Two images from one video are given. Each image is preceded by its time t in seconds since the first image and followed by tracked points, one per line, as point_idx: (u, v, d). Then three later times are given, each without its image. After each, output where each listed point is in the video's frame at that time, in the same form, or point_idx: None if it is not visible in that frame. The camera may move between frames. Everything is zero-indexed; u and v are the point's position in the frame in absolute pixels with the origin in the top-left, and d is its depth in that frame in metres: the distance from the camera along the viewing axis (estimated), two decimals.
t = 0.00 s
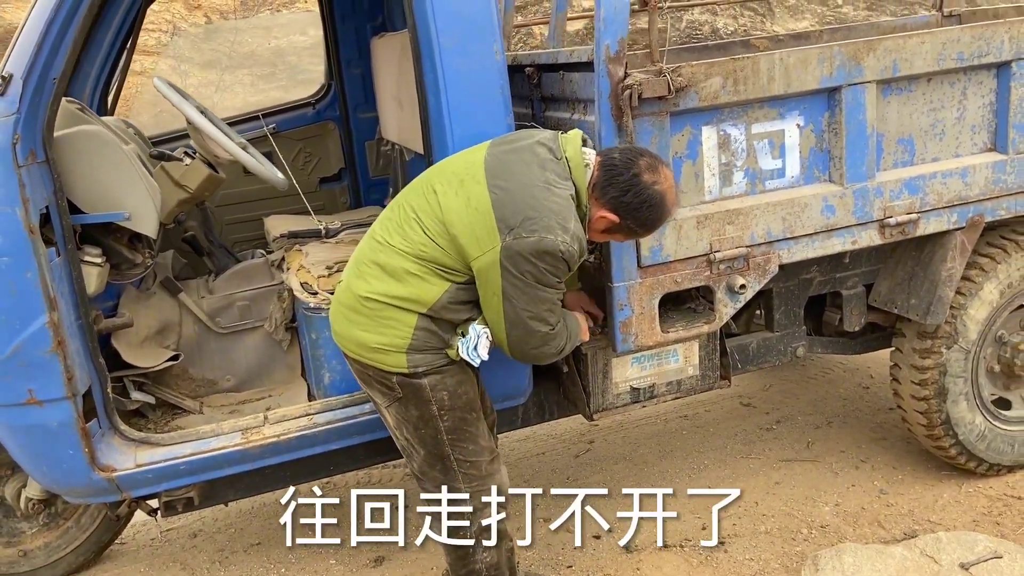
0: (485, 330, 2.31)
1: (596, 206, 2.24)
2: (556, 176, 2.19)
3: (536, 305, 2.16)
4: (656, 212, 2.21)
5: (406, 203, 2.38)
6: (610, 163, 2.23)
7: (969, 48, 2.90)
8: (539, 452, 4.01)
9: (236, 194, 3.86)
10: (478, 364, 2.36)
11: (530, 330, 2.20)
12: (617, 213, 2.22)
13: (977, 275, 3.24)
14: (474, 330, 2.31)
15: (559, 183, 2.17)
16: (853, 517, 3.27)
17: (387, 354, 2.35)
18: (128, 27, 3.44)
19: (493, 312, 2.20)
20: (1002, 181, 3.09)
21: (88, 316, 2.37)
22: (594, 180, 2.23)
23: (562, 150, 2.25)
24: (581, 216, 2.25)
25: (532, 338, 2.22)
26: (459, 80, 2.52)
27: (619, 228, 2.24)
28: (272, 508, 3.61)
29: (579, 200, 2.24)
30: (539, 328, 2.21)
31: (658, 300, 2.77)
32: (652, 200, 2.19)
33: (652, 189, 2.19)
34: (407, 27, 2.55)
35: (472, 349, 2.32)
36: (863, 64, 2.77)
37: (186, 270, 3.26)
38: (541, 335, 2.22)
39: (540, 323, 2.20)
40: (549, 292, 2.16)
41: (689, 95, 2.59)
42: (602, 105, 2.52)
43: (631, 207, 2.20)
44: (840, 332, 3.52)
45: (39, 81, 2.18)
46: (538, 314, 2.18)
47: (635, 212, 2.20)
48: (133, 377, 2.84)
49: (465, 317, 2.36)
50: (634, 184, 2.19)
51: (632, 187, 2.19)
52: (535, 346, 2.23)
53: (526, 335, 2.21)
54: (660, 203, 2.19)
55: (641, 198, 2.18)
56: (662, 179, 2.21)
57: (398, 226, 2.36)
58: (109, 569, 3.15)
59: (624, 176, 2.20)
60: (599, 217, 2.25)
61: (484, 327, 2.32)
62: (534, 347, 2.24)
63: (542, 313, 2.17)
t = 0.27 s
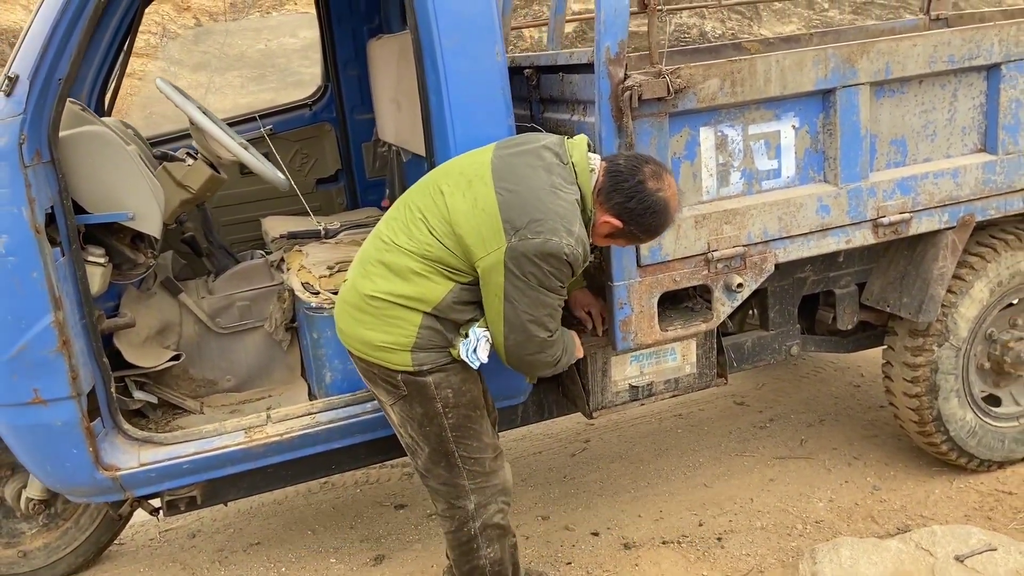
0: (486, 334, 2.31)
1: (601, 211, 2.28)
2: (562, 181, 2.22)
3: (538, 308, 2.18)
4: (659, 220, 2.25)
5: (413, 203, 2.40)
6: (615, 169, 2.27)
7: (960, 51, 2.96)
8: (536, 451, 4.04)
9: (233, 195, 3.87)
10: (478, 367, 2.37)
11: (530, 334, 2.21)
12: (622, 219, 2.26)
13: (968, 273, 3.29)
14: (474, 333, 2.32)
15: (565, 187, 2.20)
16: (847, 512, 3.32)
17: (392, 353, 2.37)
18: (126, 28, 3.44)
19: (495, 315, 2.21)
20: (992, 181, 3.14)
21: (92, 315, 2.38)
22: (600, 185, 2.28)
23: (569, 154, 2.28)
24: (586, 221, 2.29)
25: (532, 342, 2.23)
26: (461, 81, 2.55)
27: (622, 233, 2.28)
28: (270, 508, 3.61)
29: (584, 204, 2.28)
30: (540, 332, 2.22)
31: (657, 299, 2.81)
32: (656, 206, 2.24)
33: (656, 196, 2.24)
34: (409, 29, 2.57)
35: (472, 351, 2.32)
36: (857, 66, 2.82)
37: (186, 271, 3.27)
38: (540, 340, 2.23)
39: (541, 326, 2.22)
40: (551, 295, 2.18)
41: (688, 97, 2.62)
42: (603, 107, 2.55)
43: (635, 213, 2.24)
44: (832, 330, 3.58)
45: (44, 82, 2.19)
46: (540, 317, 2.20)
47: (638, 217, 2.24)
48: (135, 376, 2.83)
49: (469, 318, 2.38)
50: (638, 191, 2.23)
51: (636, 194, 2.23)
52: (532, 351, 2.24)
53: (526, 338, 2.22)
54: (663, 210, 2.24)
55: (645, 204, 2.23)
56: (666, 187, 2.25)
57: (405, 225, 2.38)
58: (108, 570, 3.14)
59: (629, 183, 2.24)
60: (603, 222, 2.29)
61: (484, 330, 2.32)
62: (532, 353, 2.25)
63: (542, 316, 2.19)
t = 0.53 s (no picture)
0: (480, 337, 2.34)
1: (595, 219, 2.31)
2: (559, 188, 2.26)
3: (532, 313, 2.21)
4: (652, 229, 2.30)
5: (411, 207, 2.43)
6: (610, 178, 2.30)
7: (943, 57, 3.03)
8: (529, 453, 4.08)
9: (227, 200, 3.89)
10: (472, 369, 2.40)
11: (524, 338, 2.25)
12: (615, 227, 2.29)
13: (953, 274, 3.36)
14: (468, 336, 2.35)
15: (561, 194, 2.24)
16: (836, 510, 3.38)
17: (389, 354, 2.40)
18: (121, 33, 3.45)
19: (489, 319, 2.25)
20: (976, 184, 3.21)
21: (92, 319, 2.40)
22: (595, 194, 2.31)
23: (566, 162, 2.32)
24: (581, 228, 2.33)
25: (525, 346, 2.27)
26: (457, 86, 2.59)
27: (616, 241, 2.32)
28: (266, 511, 3.63)
29: (579, 212, 2.31)
30: (533, 336, 2.26)
31: (650, 300, 2.86)
32: (649, 216, 2.27)
33: (649, 206, 2.27)
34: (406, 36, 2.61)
35: (466, 354, 2.36)
36: (844, 72, 2.88)
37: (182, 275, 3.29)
38: (533, 344, 2.27)
39: (534, 330, 2.25)
40: (545, 300, 2.22)
41: (679, 101, 2.68)
42: (597, 111, 2.60)
43: (629, 222, 2.28)
44: (821, 331, 3.64)
45: (46, 87, 2.23)
46: (533, 321, 2.23)
47: (632, 226, 2.28)
48: (132, 379, 2.84)
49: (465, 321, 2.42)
50: (631, 202, 2.27)
51: (630, 203, 2.27)
52: (523, 355, 2.28)
53: (519, 342, 2.26)
54: (656, 220, 2.28)
55: (638, 215, 2.27)
56: (659, 198, 2.29)
57: (403, 228, 2.41)
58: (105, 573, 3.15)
59: (623, 193, 2.27)
60: (597, 230, 2.33)
61: (479, 333, 2.35)
62: (523, 357, 2.28)
63: (535, 321, 2.22)
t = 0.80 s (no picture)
0: (470, 338, 2.38)
1: (585, 223, 2.35)
2: (549, 191, 2.30)
3: (522, 314, 2.24)
4: (640, 233, 2.33)
5: (404, 208, 2.47)
6: (600, 182, 2.34)
7: (926, 61, 3.09)
8: (521, 453, 4.11)
9: (220, 203, 3.91)
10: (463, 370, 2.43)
11: (514, 338, 2.28)
12: (604, 231, 2.33)
13: (936, 274, 3.42)
14: (459, 337, 2.38)
15: (551, 198, 2.28)
16: (824, 506, 3.43)
17: (381, 355, 2.43)
18: (114, 37, 3.47)
19: (480, 320, 2.28)
20: (958, 185, 3.28)
21: (89, 320, 2.42)
22: (584, 198, 2.36)
23: (556, 166, 2.36)
24: (571, 231, 2.37)
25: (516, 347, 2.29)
26: (450, 90, 2.62)
27: (605, 244, 2.35)
28: (259, 513, 3.64)
29: (568, 216, 2.35)
30: (523, 336, 2.29)
31: (641, 300, 2.90)
32: (637, 220, 2.31)
33: (637, 210, 2.31)
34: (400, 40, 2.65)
35: (457, 354, 2.38)
36: (829, 75, 2.93)
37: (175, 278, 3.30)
38: (523, 345, 2.30)
39: (525, 331, 2.28)
40: (536, 301, 2.25)
41: (669, 105, 2.72)
42: (587, 114, 2.64)
43: (617, 225, 2.31)
44: (808, 331, 3.69)
45: (43, 91, 2.25)
46: (524, 322, 2.26)
47: (620, 230, 2.31)
48: (128, 382, 2.87)
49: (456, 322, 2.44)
50: (620, 205, 2.31)
51: (618, 207, 2.31)
52: (514, 356, 2.31)
53: (509, 343, 2.28)
54: (644, 223, 2.31)
55: (626, 218, 2.30)
56: (647, 202, 2.33)
57: (395, 229, 2.45)
58: None
59: (611, 197, 2.32)
60: (586, 233, 2.36)
61: (469, 334, 2.38)
62: (513, 358, 2.31)
63: (526, 322, 2.26)
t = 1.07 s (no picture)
0: (460, 339, 2.40)
1: (573, 226, 2.38)
2: (538, 194, 2.32)
3: (511, 316, 2.27)
4: (627, 236, 2.35)
5: (394, 211, 2.48)
6: (588, 185, 2.36)
7: (910, 64, 3.14)
8: (512, 454, 4.13)
9: (211, 206, 3.91)
10: (454, 371, 2.45)
11: (505, 340, 2.30)
12: (591, 234, 2.35)
13: (921, 274, 3.46)
14: (449, 338, 2.40)
15: (540, 200, 2.30)
16: (813, 505, 3.46)
17: (371, 356, 2.44)
18: (104, 41, 3.47)
19: (470, 322, 2.30)
20: (942, 186, 3.32)
21: (80, 323, 2.43)
22: (573, 201, 2.38)
23: (545, 169, 2.38)
24: (559, 234, 2.40)
25: (506, 348, 2.32)
26: (441, 93, 2.64)
27: (592, 247, 2.38)
28: (251, 515, 3.65)
29: (557, 218, 2.39)
30: (513, 337, 2.31)
31: (631, 300, 2.92)
32: (624, 223, 2.33)
33: (624, 213, 2.33)
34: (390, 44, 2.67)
35: (448, 355, 2.40)
36: (815, 79, 2.98)
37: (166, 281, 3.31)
38: (513, 346, 2.32)
39: (514, 332, 2.30)
40: (525, 303, 2.27)
41: (657, 108, 2.75)
42: (577, 117, 2.67)
43: (604, 229, 2.33)
44: (796, 331, 3.73)
45: (34, 95, 2.26)
46: (514, 324, 2.29)
47: (607, 233, 2.33)
48: (119, 385, 2.86)
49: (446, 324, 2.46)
50: (607, 208, 2.33)
51: (605, 210, 2.33)
52: (504, 357, 2.33)
53: (500, 345, 2.31)
54: (631, 227, 2.32)
55: (613, 221, 2.32)
56: (634, 205, 2.35)
57: (385, 232, 2.46)
58: None
59: (599, 200, 2.33)
60: (574, 236, 2.38)
61: (460, 335, 2.40)
62: (504, 359, 2.33)
63: (516, 324, 2.28)
